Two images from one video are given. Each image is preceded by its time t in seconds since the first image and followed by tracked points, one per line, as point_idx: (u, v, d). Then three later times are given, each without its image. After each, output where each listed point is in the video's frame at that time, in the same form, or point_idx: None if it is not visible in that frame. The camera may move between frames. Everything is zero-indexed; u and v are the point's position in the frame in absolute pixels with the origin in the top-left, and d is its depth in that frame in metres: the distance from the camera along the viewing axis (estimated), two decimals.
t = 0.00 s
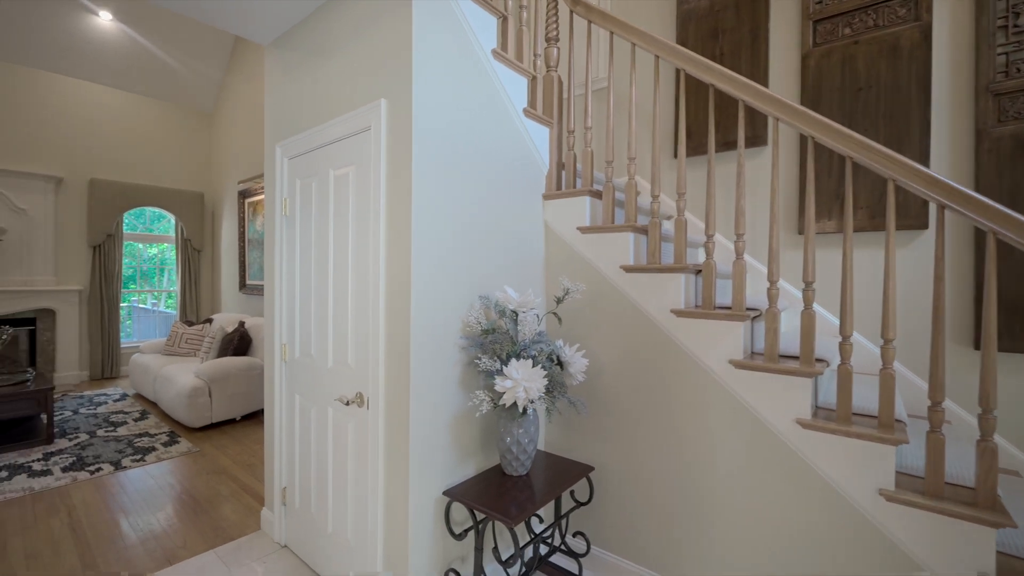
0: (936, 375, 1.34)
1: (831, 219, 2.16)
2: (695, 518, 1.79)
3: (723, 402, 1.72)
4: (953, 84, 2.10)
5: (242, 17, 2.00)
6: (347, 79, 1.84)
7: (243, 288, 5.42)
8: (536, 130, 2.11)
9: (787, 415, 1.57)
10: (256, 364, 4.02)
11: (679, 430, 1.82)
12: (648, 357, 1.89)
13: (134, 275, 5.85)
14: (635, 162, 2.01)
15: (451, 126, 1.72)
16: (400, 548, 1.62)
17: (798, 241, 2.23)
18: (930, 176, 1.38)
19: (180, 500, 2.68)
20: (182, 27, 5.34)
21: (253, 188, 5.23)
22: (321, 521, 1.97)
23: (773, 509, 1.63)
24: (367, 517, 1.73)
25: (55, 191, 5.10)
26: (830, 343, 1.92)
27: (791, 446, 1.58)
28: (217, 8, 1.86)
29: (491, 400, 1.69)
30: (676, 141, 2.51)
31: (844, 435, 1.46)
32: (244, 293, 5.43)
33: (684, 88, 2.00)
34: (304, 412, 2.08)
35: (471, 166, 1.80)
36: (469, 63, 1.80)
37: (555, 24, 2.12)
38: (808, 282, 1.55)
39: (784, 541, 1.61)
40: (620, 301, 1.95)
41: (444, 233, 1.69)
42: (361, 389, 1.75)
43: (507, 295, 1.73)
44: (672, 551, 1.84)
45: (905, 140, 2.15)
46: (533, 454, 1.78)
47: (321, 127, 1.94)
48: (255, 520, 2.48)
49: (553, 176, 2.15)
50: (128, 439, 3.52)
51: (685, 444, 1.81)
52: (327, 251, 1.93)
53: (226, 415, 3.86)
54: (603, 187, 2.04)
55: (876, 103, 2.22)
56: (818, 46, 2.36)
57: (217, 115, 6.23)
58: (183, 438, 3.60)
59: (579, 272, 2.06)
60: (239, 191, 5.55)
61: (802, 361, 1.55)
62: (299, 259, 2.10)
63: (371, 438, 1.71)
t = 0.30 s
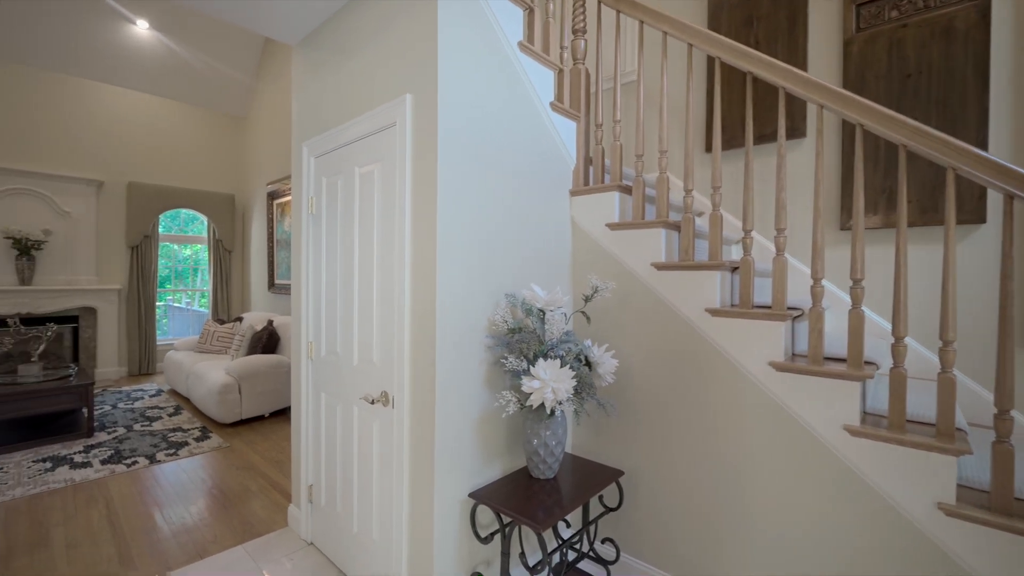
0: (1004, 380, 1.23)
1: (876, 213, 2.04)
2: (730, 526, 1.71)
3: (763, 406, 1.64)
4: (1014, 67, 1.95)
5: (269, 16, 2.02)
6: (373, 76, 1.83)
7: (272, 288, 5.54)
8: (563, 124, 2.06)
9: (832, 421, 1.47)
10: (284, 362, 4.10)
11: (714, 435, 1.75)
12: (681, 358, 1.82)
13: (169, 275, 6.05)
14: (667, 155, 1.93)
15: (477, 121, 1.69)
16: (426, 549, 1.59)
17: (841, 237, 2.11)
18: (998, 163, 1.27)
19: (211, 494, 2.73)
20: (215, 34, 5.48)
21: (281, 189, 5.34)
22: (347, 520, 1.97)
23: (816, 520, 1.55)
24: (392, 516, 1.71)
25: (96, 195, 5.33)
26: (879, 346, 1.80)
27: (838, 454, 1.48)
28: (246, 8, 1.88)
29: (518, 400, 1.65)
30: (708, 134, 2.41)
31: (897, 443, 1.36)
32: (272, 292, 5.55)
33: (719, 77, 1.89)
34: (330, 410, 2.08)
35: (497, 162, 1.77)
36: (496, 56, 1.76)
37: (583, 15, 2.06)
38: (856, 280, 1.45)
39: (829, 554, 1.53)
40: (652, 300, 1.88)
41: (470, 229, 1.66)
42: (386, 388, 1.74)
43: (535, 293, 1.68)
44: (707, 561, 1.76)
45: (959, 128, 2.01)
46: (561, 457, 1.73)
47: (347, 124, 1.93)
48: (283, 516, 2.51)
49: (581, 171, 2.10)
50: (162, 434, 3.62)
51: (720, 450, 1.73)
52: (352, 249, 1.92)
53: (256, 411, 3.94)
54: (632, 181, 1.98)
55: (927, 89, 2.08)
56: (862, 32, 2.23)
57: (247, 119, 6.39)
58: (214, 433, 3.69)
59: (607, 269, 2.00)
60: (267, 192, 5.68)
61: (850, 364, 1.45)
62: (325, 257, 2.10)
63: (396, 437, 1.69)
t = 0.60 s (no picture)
0: None
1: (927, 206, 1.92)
2: (768, 535, 1.63)
3: (804, 409, 1.55)
4: None
5: (298, 16, 2.04)
6: (398, 72, 1.82)
7: (301, 287, 5.65)
8: (591, 117, 2.01)
9: (882, 427, 1.38)
10: (312, 360, 4.17)
11: (751, 439, 1.67)
12: (716, 358, 1.74)
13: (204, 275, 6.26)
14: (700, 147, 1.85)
15: (504, 114, 1.66)
16: (452, 550, 1.57)
17: (888, 231, 1.99)
18: None
19: (242, 488, 2.79)
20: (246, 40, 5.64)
21: (309, 190, 5.45)
22: (373, 517, 1.97)
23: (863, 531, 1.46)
24: (417, 515, 1.70)
25: (136, 198, 5.57)
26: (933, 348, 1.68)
27: (888, 461, 1.39)
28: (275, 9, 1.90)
29: (545, 400, 1.61)
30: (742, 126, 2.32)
31: (955, 451, 1.26)
32: (301, 291, 5.67)
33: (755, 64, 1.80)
34: (356, 407, 2.09)
35: (523, 156, 1.73)
36: (522, 49, 1.73)
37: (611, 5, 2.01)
38: (908, 276, 1.35)
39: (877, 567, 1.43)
40: (684, 298, 1.81)
41: (496, 225, 1.63)
42: (412, 386, 1.73)
43: (562, 290, 1.63)
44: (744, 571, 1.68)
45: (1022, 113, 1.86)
46: (589, 459, 1.68)
47: (373, 122, 1.94)
48: (311, 511, 2.54)
49: (609, 166, 2.04)
50: (196, 428, 3.74)
51: (757, 455, 1.65)
52: (379, 246, 1.93)
53: (285, 408, 4.02)
54: (663, 175, 1.91)
55: (984, 72, 1.93)
56: (910, 14, 2.09)
57: (277, 122, 6.55)
58: (246, 428, 3.79)
59: (637, 266, 1.94)
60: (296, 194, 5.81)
61: (902, 366, 1.35)
62: (352, 254, 2.11)
63: (421, 435, 1.67)
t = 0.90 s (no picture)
0: None
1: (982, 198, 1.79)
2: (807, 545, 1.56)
3: (846, 413, 1.48)
4: None
5: (327, 18, 2.08)
6: (425, 71, 1.83)
7: (330, 286, 5.78)
8: (618, 112, 1.97)
9: (934, 433, 1.29)
10: (340, 357, 4.25)
11: (788, 443, 1.59)
12: (750, 358, 1.68)
13: (238, 275, 6.48)
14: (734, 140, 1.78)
15: (530, 110, 1.64)
16: (477, 549, 1.56)
17: (937, 226, 1.88)
18: None
19: (273, 482, 2.87)
20: (278, 46, 5.83)
21: (338, 192, 5.57)
22: (399, 513, 1.98)
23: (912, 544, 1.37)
24: (443, 513, 1.69)
25: (175, 201, 5.82)
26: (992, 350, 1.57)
27: (940, 470, 1.30)
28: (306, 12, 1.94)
29: (573, 399, 1.58)
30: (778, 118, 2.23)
31: (1017, 461, 1.16)
32: (330, 290, 5.79)
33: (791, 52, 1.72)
34: (383, 404, 2.11)
35: (550, 152, 1.71)
36: (549, 43, 1.71)
37: None
38: (962, 272, 1.26)
39: None
40: (717, 296, 1.76)
41: (523, 221, 1.61)
42: (438, 383, 1.72)
43: (590, 287, 1.60)
44: None
45: None
46: (617, 461, 1.64)
47: (400, 120, 1.95)
48: (339, 506, 2.58)
49: (638, 161, 2.00)
50: (230, 423, 3.86)
51: (795, 460, 1.58)
52: (405, 244, 1.94)
53: (314, 404, 4.11)
54: (695, 170, 1.85)
55: None
56: None
57: (307, 126, 6.72)
58: (277, 424, 3.89)
59: (667, 263, 1.89)
60: (325, 195, 5.94)
61: (956, 368, 1.26)
62: (380, 253, 2.13)
63: (447, 432, 1.67)
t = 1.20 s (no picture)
0: None
1: None
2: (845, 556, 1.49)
3: (888, 419, 1.41)
4: None
5: (356, 23, 2.12)
6: (451, 72, 1.84)
7: (358, 286, 5.90)
8: (646, 109, 1.94)
9: (987, 442, 1.21)
10: (367, 356, 4.33)
11: (825, 450, 1.53)
12: (783, 360, 1.63)
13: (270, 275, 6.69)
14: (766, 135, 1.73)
15: (556, 109, 1.63)
16: (503, 548, 1.56)
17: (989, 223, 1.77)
18: None
19: (304, 477, 2.94)
20: (308, 52, 6.01)
21: (365, 194, 5.68)
22: (425, 511, 2.00)
23: (960, 559, 1.30)
24: (469, 511, 1.70)
25: (211, 204, 6.06)
26: None
27: (994, 482, 1.22)
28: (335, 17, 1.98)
29: (599, 400, 1.56)
30: (813, 112, 2.16)
31: None
32: (358, 290, 5.92)
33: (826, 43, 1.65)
34: (410, 402, 2.14)
35: (576, 151, 1.69)
36: (575, 41, 1.69)
37: None
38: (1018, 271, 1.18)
39: None
40: (748, 295, 1.71)
41: (548, 220, 1.61)
42: (463, 382, 1.74)
43: (616, 287, 1.57)
44: None
45: None
46: (645, 464, 1.61)
47: (427, 122, 1.97)
48: (366, 502, 2.63)
49: (665, 158, 1.96)
50: (263, 419, 3.98)
51: (832, 467, 1.52)
52: (431, 244, 1.96)
53: (343, 402, 4.20)
54: (725, 167, 1.81)
55: None
56: None
57: (336, 130, 6.88)
58: (307, 420, 3.99)
59: (696, 262, 1.85)
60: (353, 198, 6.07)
61: (1011, 373, 1.18)
62: (406, 253, 2.16)
63: (473, 431, 1.68)
